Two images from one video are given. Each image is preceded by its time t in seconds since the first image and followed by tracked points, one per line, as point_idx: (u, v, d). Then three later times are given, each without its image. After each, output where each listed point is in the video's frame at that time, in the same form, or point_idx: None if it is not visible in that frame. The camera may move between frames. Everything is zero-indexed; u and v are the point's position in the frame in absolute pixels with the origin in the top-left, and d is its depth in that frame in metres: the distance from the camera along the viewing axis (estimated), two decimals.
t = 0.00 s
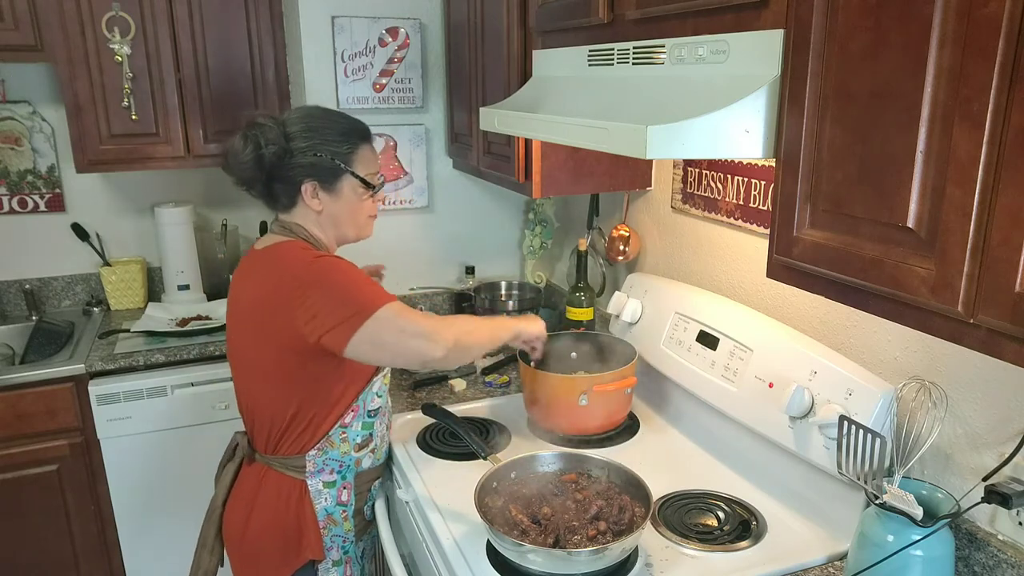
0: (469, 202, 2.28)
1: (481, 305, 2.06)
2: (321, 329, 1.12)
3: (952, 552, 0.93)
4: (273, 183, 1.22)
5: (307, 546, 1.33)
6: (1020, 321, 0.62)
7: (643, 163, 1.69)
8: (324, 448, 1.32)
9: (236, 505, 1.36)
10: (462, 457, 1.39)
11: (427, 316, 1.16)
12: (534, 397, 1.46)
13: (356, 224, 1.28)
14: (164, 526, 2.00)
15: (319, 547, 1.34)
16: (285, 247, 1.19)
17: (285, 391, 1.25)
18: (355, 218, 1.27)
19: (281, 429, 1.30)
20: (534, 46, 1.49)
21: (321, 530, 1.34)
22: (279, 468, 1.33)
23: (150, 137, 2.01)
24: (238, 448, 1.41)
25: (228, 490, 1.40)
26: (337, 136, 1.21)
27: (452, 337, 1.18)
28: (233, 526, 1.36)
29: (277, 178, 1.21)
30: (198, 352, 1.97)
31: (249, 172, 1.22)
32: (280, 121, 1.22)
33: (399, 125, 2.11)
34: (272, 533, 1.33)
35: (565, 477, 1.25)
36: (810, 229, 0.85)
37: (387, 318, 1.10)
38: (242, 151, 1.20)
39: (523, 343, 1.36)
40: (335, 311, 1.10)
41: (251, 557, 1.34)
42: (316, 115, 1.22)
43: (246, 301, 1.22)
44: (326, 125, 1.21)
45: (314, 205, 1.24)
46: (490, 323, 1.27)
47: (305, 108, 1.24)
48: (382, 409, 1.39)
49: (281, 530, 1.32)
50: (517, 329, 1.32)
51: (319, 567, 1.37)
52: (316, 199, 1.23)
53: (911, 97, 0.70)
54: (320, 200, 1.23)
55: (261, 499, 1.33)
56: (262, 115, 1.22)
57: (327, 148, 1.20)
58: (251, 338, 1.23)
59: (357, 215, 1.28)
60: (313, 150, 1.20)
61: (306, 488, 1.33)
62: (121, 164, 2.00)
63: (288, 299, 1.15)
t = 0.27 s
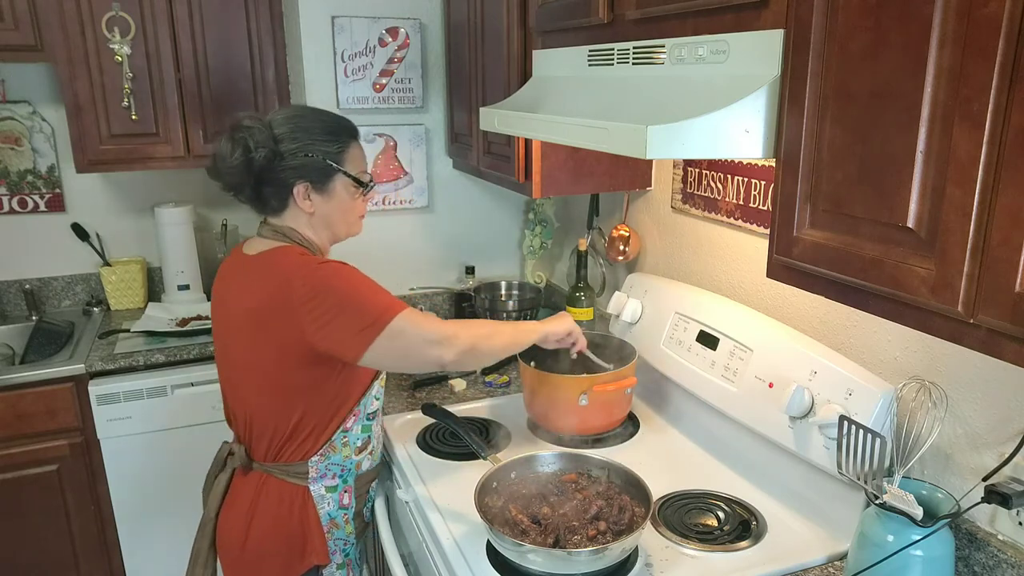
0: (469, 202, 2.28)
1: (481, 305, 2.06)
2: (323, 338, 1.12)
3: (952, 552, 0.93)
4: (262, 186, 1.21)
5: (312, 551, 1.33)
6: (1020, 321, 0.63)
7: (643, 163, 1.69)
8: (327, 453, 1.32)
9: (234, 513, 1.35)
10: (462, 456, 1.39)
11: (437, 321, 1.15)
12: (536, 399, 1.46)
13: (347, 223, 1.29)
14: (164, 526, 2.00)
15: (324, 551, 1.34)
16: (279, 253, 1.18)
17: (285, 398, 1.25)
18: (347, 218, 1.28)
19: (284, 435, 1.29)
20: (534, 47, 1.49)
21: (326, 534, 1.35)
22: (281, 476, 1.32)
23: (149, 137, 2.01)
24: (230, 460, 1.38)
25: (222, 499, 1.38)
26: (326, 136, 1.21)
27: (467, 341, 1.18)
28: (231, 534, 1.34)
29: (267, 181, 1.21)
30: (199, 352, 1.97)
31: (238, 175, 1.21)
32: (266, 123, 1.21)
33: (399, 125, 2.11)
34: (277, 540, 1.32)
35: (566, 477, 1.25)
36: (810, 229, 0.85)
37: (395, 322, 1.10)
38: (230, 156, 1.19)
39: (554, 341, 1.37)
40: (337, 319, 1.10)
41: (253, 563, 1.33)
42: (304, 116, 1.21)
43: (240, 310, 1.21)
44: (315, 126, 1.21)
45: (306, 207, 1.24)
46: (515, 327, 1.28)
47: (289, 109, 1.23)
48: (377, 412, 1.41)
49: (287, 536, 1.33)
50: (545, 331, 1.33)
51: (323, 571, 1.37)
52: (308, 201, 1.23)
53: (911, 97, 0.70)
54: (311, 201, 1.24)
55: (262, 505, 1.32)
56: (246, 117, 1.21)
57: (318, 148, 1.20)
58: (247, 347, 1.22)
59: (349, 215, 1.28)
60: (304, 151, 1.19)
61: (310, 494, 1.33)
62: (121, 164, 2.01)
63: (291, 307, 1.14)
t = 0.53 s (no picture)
0: (469, 202, 2.28)
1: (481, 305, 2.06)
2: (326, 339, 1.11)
3: (952, 552, 0.93)
4: (276, 195, 1.20)
5: (304, 550, 1.33)
6: (1020, 321, 0.62)
7: (644, 163, 1.69)
8: (322, 456, 1.33)
9: (226, 511, 1.35)
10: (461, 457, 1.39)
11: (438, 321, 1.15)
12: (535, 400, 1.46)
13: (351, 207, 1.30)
14: (164, 526, 2.00)
15: (315, 551, 1.35)
16: (282, 253, 1.18)
17: (287, 399, 1.25)
18: (353, 200, 1.29)
19: (283, 435, 1.29)
20: (534, 46, 1.49)
21: (317, 535, 1.36)
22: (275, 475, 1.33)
23: (149, 137, 2.01)
24: (223, 459, 1.38)
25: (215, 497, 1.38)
26: (318, 127, 1.21)
27: (467, 343, 1.18)
28: (223, 532, 1.34)
29: (279, 190, 1.20)
30: (199, 352, 1.97)
31: (245, 195, 1.20)
32: (259, 136, 1.19)
33: (399, 125, 2.11)
34: (268, 538, 1.32)
35: (566, 476, 1.25)
36: (810, 229, 0.85)
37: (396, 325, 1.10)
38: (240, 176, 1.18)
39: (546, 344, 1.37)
40: (340, 319, 1.10)
41: (243, 563, 1.33)
42: (290, 115, 1.20)
43: (242, 311, 1.20)
44: (305, 122, 1.20)
45: (316, 201, 1.24)
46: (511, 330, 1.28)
47: (272, 114, 1.21)
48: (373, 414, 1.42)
49: (278, 535, 1.33)
50: (539, 332, 1.33)
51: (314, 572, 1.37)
52: (318, 195, 1.23)
53: (911, 97, 0.70)
54: (320, 195, 1.24)
55: (255, 504, 1.33)
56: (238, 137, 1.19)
57: (317, 142, 1.20)
58: (250, 348, 1.22)
59: (352, 195, 1.29)
60: (308, 147, 1.19)
61: (303, 493, 1.33)
62: (122, 164, 2.01)
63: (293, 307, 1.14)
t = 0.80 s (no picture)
0: (469, 202, 2.28)
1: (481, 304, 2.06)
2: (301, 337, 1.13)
3: (952, 552, 0.93)
4: (265, 199, 1.20)
5: (300, 528, 1.36)
6: (1020, 321, 0.62)
7: (643, 163, 1.69)
8: (315, 438, 1.34)
9: (225, 494, 1.38)
10: (462, 456, 1.39)
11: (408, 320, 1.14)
12: (535, 398, 1.46)
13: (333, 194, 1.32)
14: (164, 526, 2.00)
15: (311, 529, 1.37)
16: (265, 249, 1.20)
17: (272, 389, 1.28)
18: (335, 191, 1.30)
19: (270, 423, 1.32)
20: (534, 46, 1.49)
21: (313, 514, 1.37)
22: (269, 456, 1.35)
23: (149, 137, 2.01)
24: (225, 442, 1.40)
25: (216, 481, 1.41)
26: (293, 125, 1.22)
27: (439, 342, 1.17)
28: (224, 514, 1.37)
29: (267, 193, 1.19)
30: (199, 352, 1.97)
31: (235, 209, 1.21)
32: (239, 143, 1.19)
33: (399, 125, 2.11)
34: (265, 518, 1.35)
35: (566, 476, 1.25)
36: (810, 229, 0.85)
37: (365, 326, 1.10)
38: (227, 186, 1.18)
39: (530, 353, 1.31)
40: (312, 320, 1.11)
41: (242, 544, 1.36)
42: (259, 120, 1.20)
43: (228, 305, 1.23)
44: (276, 124, 1.20)
45: (304, 197, 1.24)
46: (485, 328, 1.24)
47: (245, 120, 1.21)
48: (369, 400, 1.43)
49: (275, 513, 1.35)
50: (520, 339, 1.27)
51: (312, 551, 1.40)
52: (304, 191, 1.24)
53: (912, 97, 0.70)
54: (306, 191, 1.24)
55: (252, 486, 1.35)
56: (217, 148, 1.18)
57: (296, 139, 1.20)
58: (236, 341, 1.25)
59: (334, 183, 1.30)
60: (290, 146, 1.19)
61: (297, 474, 1.35)
62: (122, 164, 2.01)
63: (271, 305, 1.16)
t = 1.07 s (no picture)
0: (469, 202, 2.28)
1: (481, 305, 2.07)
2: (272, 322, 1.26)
3: (952, 552, 0.93)
4: (248, 192, 1.36)
5: (278, 496, 1.48)
6: (1020, 321, 0.62)
7: (643, 163, 1.69)
8: (292, 412, 1.46)
9: (218, 459, 1.54)
10: (462, 457, 1.39)
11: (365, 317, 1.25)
12: (536, 399, 1.46)
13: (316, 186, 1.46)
14: (164, 526, 2.00)
15: (288, 497, 1.48)
16: (256, 237, 1.34)
17: (258, 363, 1.42)
18: (318, 184, 1.46)
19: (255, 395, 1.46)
20: (534, 46, 1.49)
21: (291, 483, 1.48)
22: (253, 428, 1.49)
23: (149, 137, 2.01)
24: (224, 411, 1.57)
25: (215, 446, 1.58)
26: (271, 125, 1.38)
27: (392, 338, 1.26)
28: (217, 476, 1.53)
29: (249, 186, 1.36)
30: (199, 352, 1.96)
31: (219, 196, 1.36)
32: (222, 143, 1.36)
33: (399, 125, 2.11)
34: (248, 484, 1.49)
35: (566, 476, 1.25)
36: (810, 229, 0.85)
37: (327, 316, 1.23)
38: (210, 182, 1.35)
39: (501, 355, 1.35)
40: (283, 307, 1.24)
41: (231, 503, 1.51)
42: (246, 117, 1.37)
43: (222, 284, 1.38)
44: (260, 121, 1.37)
45: (285, 189, 1.40)
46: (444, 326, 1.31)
47: (229, 121, 1.38)
48: (352, 380, 1.52)
49: (257, 481, 1.48)
50: (487, 343, 1.31)
51: (293, 517, 1.51)
52: (286, 184, 1.40)
53: (912, 97, 0.70)
54: (288, 183, 1.40)
55: (239, 453, 1.50)
56: (203, 147, 1.35)
57: (273, 138, 1.36)
58: (227, 317, 1.39)
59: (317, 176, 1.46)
60: (266, 145, 1.35)
61: (276, 446, 1.48)
62: (122, 164, 2.01)
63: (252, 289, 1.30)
